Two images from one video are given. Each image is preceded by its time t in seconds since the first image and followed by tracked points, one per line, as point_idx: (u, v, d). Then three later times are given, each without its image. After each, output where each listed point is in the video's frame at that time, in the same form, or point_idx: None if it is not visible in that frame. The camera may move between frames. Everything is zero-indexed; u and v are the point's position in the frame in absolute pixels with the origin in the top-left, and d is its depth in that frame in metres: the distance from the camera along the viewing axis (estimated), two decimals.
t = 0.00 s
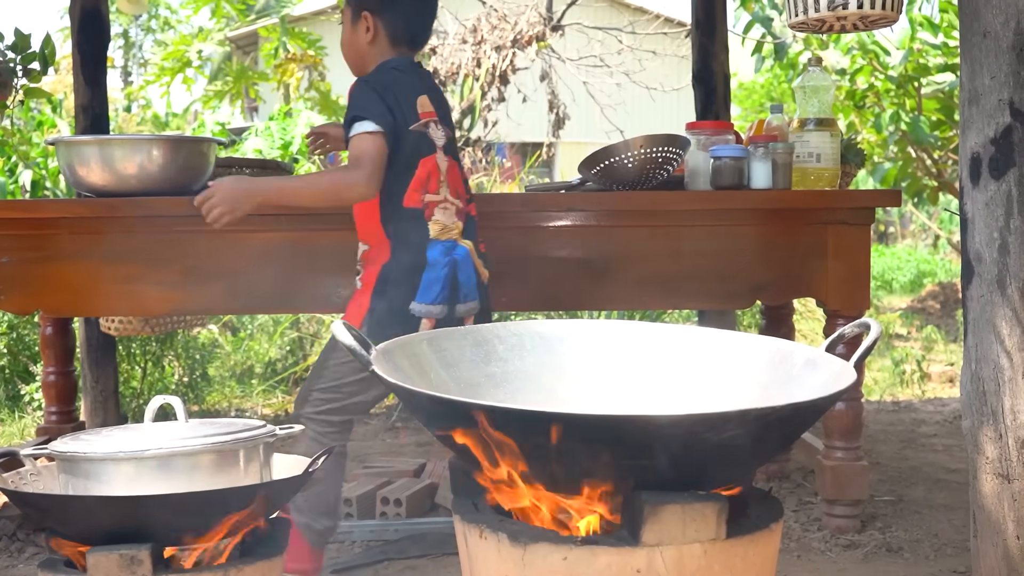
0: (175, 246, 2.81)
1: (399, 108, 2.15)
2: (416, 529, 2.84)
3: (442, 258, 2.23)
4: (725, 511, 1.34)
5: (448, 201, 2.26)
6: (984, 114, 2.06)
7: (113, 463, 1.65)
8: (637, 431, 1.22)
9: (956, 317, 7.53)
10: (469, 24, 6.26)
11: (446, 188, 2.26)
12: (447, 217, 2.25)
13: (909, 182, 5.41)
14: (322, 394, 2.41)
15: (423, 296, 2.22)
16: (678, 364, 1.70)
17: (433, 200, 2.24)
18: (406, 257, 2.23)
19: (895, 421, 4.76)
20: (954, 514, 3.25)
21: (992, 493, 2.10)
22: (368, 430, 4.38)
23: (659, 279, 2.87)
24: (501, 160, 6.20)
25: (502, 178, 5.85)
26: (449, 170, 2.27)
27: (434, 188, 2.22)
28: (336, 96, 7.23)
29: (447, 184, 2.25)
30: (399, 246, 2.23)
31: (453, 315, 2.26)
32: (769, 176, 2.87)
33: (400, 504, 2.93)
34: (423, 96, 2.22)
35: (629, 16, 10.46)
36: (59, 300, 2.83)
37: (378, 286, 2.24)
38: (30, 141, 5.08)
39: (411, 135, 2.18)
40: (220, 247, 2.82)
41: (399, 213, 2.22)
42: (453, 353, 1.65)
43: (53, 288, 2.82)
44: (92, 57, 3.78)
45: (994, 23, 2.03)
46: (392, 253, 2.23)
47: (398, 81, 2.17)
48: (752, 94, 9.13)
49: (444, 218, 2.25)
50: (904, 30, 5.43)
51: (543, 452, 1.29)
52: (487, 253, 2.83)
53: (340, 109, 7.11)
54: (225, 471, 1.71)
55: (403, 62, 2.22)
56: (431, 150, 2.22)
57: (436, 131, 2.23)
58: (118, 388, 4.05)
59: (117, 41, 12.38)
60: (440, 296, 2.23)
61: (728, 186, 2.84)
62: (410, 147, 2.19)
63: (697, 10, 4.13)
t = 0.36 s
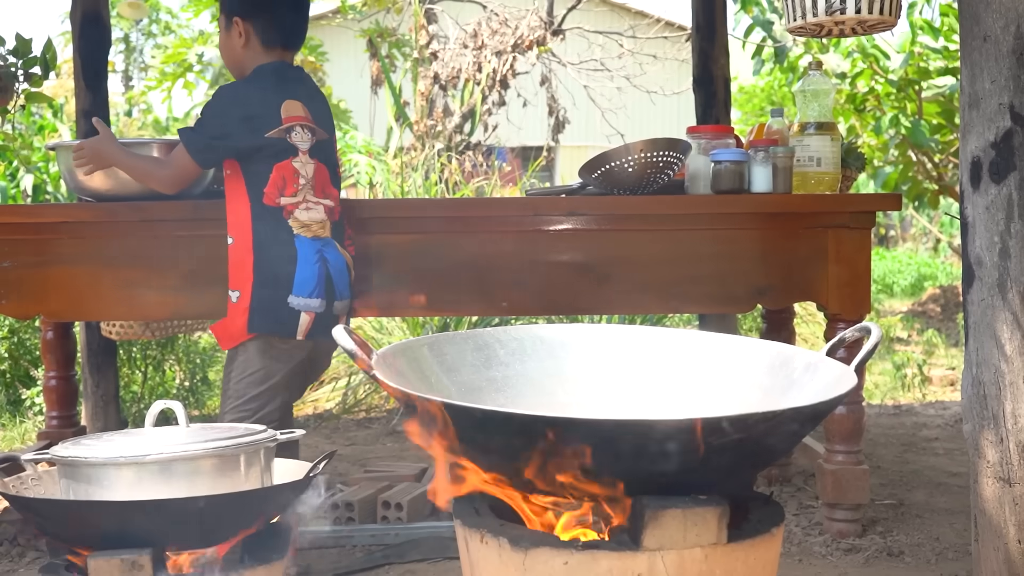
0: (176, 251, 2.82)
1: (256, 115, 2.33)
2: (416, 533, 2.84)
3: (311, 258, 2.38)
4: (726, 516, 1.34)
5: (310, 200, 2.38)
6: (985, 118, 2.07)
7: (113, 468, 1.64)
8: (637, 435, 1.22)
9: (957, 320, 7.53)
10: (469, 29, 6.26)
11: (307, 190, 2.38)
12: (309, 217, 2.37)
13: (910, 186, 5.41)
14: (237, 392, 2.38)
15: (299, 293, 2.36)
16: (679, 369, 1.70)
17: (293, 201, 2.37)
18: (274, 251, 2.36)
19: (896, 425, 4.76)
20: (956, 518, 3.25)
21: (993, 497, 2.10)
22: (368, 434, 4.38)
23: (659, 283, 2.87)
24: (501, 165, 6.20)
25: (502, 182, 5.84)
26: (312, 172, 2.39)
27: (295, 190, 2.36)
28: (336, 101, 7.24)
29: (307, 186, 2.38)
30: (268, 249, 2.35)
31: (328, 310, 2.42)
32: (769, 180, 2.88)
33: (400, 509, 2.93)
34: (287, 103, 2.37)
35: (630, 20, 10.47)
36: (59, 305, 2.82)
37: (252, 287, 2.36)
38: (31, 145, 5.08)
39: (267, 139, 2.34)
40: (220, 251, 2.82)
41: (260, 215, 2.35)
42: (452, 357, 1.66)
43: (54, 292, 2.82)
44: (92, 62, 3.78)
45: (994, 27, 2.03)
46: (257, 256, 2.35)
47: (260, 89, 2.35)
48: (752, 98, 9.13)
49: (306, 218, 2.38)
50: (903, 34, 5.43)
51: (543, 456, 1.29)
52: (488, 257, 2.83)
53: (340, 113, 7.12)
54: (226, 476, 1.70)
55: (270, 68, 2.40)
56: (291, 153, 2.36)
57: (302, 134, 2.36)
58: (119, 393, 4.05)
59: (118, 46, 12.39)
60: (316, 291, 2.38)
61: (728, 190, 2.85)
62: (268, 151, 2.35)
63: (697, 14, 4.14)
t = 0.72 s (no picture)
0: (177, 255, 2.82)
1: (255, 114, 2.41)
2: (416, 537, 2.82)
3: (303, 255, 2.46)
4: (728, 520, 1.34)
5: (301, 198, 2.49)
6: (985, 122, 2.07)
7: (114, 472, 1.64)
8: (638, 439, 1.22)
9: (958, 324, 7.53)
10: (470, 32, 6.27)
11: (299, 188, 2.49)
12: (301, 215, 2.47)
13: (910, 189, 5.42)
14: (244, 389, 2.45)
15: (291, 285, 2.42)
16: (680, 372, 1.70)
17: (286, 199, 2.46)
18: (264, 244, 2.41)
19: (897, 428, 4.76)
20: (957, 521, 3.25)
21: (994, 501, 2.10)
22: (369, 438, 4.38)
23: (659, 287, 2.87)
24: (502, 168, 6.20)
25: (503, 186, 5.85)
26: (304, 172, 2.51)
27: (289, 187, 2.45)
28: (337, 104, 7.25)
29: (300, 184, 2.49)
30: (260, 243, 2.41)
31: (318, 305, 2.50)
32: (769, 183, 2.87)
33: (401, 512, 2.94)
34: (285, 103, 2.48)
35: (631, 23, 10.48)
36: (60, 308, 2.82)
37: (245, 279, 2.40)
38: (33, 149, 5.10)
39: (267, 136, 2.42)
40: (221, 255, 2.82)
41: (254, 210, 2.42)
42: (452, 360, 1.66)
43: (54, 296, 2.82)
44: (94, 65, 3.78)
45: (994, 31, 2.03)
46: (251, 250, 2.40)
47: (257, 86, 2.43)
48: (753, 101, 9.14)
49: (297, 216, 2.47)
50: (904, 37, 5.43)
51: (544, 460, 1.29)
52: (488, 261, 2.83)
53: (341, 117, 7.13)
54: (227, 480, 1.70)
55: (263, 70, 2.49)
56: (288, 150, 2.47)
57: (295, 133, 2.49)
58: (120, 396, 4.05)
59: (119, 50, 12.41)
60: (307, 285, 2.46)
61: (728, 193, 2.84)
62: (267, 149, 2.43)
63: (697, 17, 4.14)
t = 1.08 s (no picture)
0: (177, 258, 2.82)
1: (294, 119, 2.46)
2: (416, 539, 2.81)
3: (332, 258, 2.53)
4: (727, 522, 1.34)
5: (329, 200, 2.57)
6: (985, 125, 2.07)
7: (114, 475, 1.64)
8: (637, 442, 1.22)
9: (958, 326, 7.52)
10: (470, 35, 6.28)
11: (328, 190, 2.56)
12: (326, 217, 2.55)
13: (910, 191, 5.42)
14: (297, 384, 2.53)
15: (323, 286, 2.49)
16: (680, 375, 1.70)
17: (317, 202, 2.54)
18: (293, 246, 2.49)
19: (896, 431, 4.76)
20: (957, 524, 3.24)
21: (994, 503, 2.10)
22: (369, 440, 4.38)
23: (660, 289, 2.87)
24: (502, 171, 6.20)
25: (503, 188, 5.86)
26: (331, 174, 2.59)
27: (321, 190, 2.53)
28: (338, 107, 7.26)
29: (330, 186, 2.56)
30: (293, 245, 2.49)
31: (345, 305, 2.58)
32: (769, 186, 2.87)
33: (401, 515, 2.94)
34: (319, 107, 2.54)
35: (631, 26, 10.50)
36: (60, 311, 2.83)
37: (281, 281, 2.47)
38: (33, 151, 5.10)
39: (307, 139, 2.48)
40: (222, 258, 2.82)
41: (287, 214, 2.48)
42: (453, 363, 1.66)
43: (55, 298, 2.82)
44: (94, 67, 3.79)
45: (994, 34, 2.04)
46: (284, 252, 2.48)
47: (294, 90, 2.49)
48: (753, 104, 9.16)
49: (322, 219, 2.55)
50: (904, 40, 5.44)
51: (544, 462, 1.29)
52: (489, 264, 2.84)
53: (341, 119, 7.13)
54: (227, 482, 1.70)
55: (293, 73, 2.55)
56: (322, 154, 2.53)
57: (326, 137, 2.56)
58: (119, 398, 4.05)
59: (119, 52, 12.42)
60: (337, 289, 2.53)
61: (728, 196, 2.84)
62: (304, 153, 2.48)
63: (697, 20, 4.14)
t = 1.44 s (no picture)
0: (176, 261, 2.82)
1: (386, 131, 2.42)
2: (416, 543, 2.83)
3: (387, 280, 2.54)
4: (726, 526, 1.34)
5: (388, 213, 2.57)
6: (984, 127, 2.07)
7: (113, 478, 1.65)
8: (637, 446, 1.22)
9: (957, 328, 7.52)
10: (469, 38, 6.29)
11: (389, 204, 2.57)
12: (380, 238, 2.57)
13: (909, 194, 5.42)
14: (361, 409, 2.46)
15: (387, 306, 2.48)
16: (678, 379, 1.70)
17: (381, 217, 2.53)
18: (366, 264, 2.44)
19: (896, 433, 4.75)
20: (957, 527, 3.24)
21: (993, 506, 2.10)
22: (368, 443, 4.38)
23: (657, 292, 2.87)
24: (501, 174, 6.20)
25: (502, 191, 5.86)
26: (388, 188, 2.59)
27: (383, 208, 2.53)
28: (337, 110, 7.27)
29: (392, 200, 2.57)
30: (368, 261, 2.45)
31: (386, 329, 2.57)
32: (769, 189, 2.87)
33: (400, 518, 2.95)
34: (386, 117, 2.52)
35: (630, 28, 10.51)
36: (60, 314, 2.83)
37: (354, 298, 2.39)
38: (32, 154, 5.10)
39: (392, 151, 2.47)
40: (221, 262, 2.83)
41: (365, 229, 2.44)
42: (453, 365, 1.66)
43: (54, 302, 2.82)
44: (94, 71, 3.79)
45: (992, 37, 2.04)
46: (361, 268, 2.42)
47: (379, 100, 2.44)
48: (752, 106, 9.17)
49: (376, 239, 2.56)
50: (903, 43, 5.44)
51: (544, 466, 1.28)
52: (487, 267, 2.84)
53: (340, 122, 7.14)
54: (226, 486, 1.70)
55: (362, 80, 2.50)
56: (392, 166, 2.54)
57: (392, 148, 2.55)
58: (119, 402, 4.05)
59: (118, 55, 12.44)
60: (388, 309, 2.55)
61: (728, 199, 2.84)
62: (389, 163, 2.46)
63: (697, 23, 4.13)
